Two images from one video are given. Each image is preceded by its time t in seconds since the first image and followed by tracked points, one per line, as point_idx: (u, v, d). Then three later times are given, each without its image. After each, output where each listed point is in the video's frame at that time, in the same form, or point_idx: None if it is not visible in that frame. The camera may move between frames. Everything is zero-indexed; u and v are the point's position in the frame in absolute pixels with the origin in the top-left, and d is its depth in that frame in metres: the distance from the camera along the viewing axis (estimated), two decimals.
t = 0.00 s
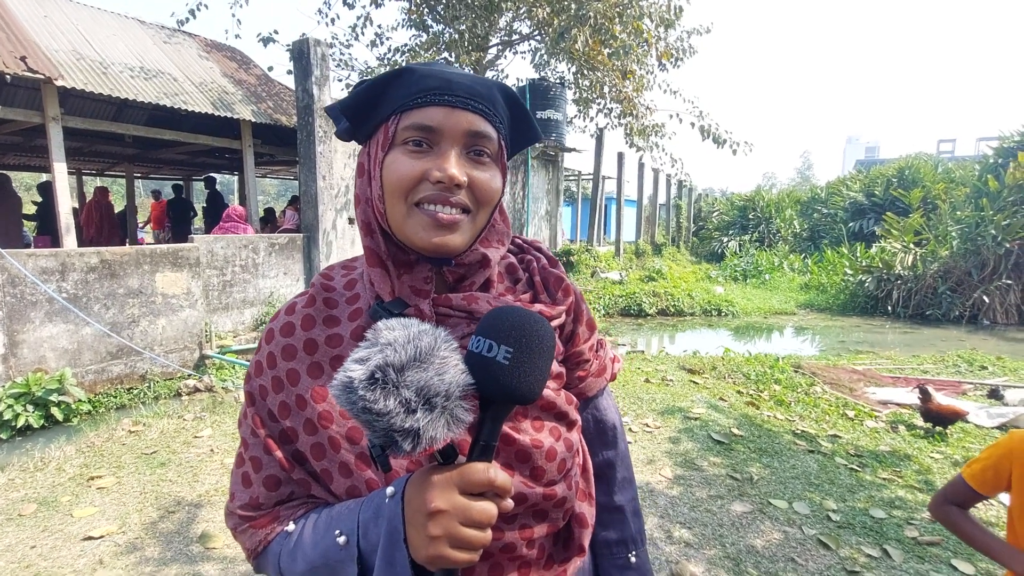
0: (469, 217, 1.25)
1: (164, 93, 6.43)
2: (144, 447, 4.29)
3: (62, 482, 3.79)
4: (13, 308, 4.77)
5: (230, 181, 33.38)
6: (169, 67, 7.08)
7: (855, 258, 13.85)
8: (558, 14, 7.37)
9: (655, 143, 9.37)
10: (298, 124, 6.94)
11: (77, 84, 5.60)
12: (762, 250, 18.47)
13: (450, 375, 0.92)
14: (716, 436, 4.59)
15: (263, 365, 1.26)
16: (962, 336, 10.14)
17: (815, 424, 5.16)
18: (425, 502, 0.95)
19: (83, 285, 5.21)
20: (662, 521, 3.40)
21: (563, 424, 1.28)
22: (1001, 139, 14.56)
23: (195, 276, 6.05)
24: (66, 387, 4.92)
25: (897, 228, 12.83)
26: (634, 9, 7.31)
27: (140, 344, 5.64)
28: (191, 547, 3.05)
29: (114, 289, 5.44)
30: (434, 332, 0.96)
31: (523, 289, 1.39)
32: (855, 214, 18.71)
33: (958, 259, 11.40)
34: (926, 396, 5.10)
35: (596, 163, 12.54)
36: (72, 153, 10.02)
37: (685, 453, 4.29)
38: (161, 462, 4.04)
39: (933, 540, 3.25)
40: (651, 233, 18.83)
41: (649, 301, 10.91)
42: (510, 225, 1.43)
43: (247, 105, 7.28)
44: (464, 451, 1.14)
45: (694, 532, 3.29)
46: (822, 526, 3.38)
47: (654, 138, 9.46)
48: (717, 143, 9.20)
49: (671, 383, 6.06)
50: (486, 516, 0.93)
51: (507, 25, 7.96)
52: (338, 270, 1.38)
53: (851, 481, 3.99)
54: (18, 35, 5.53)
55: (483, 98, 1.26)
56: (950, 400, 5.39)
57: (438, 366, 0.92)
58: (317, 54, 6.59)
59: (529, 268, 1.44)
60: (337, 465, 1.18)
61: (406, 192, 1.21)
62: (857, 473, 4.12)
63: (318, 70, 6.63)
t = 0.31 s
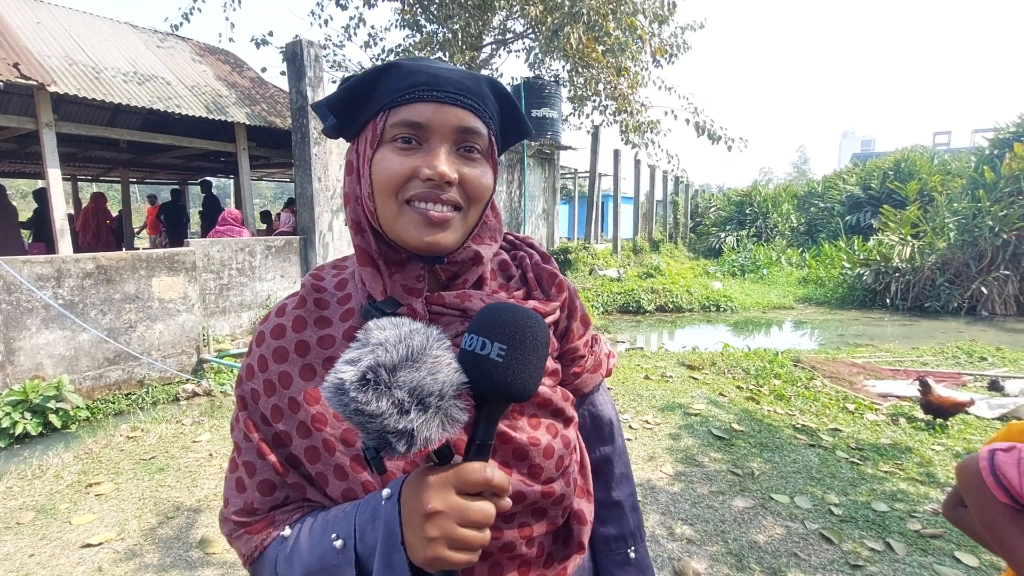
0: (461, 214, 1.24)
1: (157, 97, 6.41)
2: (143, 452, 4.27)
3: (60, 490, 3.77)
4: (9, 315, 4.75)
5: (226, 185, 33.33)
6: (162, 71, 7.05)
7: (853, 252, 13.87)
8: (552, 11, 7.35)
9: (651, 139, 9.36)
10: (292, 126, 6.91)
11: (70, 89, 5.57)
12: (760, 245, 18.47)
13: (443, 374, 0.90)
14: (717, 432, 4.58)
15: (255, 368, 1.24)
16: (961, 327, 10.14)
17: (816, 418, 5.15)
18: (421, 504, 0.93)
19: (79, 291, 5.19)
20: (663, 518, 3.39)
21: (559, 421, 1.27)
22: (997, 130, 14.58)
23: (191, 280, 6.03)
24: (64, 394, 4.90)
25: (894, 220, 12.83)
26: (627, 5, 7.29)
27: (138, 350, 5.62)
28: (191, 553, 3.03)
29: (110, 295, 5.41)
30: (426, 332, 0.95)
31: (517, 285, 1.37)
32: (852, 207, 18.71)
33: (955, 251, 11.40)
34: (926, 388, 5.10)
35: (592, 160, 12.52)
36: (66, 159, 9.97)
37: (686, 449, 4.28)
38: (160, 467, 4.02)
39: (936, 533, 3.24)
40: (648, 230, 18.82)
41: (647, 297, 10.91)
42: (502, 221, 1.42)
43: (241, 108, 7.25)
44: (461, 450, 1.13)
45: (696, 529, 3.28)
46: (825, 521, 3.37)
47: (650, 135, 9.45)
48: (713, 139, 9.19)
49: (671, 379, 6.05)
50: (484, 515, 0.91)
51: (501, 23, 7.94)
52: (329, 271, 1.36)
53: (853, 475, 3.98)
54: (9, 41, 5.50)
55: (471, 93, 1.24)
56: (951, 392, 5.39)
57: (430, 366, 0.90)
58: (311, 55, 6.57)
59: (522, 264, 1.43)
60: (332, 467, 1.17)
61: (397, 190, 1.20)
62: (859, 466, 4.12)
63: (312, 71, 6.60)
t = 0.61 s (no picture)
0: (476, 218, 1.24)
1: (163, 86, 6.40)
2: (140, 441, 4.27)
3: (56, 476, 3.77)
4: (9, 301, 4.75)
5: (229, 176, 33.34)
6: (169, 60, 7.04)
7: (853, 261, 13.88)
8: (560, 11, 7.34)
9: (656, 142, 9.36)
10: (297, 119, 6.91)
11: (76, 76, 5.56)
12: (760, 251, 18.47)
13: (460, 379, 0.91)
14: (713, 437, 4.58)
15: (266, 364, 1.24)
16: (959, 339, 10.15)
17: (812, 426, 5.16)
18: (433, 505, 0.94)
19: (79, 278, 5.19)
20: (658, 522, 3.39)
21: (564, 424, 1.27)
22: (1001, 143, 14.58)
23: (192, 270, 6.02)
24: (62, 380, 4.90)
25: (895, 231, 12.83)
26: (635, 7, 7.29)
27: (137, 338, 5.62)
28: (186, 543, 3.03)
29: (111, 283, 5.41)
30: (443, 336, 0.95)
31: (526, 289, 1.38)
32: (854, 216, 18.71)
33: (956, 263, 11.41)
34: (922, 399, 5.11)
35: (596, 162, 12.52)
36: (70, 145, 9.95)
37: (682, 453, 4.28)
38: (156, 457, 4.02)
39: (929, 544, 3.25)
40: (649, 232, 18.82)
41: (647, 300, 10.91)
42: (512, 225, 1.42)
43: (246, 99, 7.24)
44: (470, 451, 1.14)
45: (691, 533, 3.29)
46: (819, 528, 3.38)
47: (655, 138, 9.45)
48: (717, 144, 9.20)
49: (669, 383, 6.05)
50: (495, 517, 0.92)
51: (509, 22, 7.93)
52: (341, 269, 1.36)
53: (848, 484, 3.99)
54: (17, 26, 5.49)
55: (491, 99, 1.24)
56: (947, 404, 5.40)
57: (448, 371, 0.91)
58: (318, 49, 6.56)
59: (531, 268, 1.44)
60: (341, 465, 1.18)
61: (414, 192, 1.20)
62: (854, 475, 4.12)
63: (318, 65, 6.60)
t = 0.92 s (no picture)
0: (480, 213, 1.24)
1: (167, 75, 6.38)
2: (134, 430, 4.26)
3: (49, 463, 3.75)
4: (6, 286, 4.73)
5: (229, 167, 33.28)
6: (173, 49, 7.02)
7: (852, 269, 13.90)
8: (566, 11, 7.33)
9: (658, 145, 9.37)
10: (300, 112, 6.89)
11: (79, 62, 5.54)
12: (759, 257, 18.50)
13: (460, 373, 0.90)
14: (708, 440, 4.58)
15: (268, 353, 1.24)
16: (955, 349, 10.17)
17: (807, 432, 5.16)
18: (430, 497, 0.94)
19: (77, 265, 5.17)
20: (651, 523, 3.39)
21: (564, 421, 1.26)
22: (1002, 155, 14.60)
23: (191, 260, 6.00)
24: (58, 367, 4.88)
25: (895, 239, 12.85)
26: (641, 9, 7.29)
27: (134, 327, 5.61)
28: (178, 533, 3.02)
29: (109, 271, 5.39)
30: (444, 330, 0.94)
31: (530, 285, 1.37)
32: (853, 224, 18.73)
33: (954, 273, 11.43)
34: (917, 408, 5.12)
35: (597, 163, 12.51)
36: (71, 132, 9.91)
37: (676, 456, 4.28)
38: (150, 446, 4.01)
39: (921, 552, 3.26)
40: (649, 235, 18.81)
41: (645, 303, 10.91)
42: (518, 220, 1.42)
43: (250, 91, 7.22)
44: (469, 445, 1.14)
45: (684, 536, 3.29)
46: (811, 534, 3.39)
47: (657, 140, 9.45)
48: (719, 148, 9.20)
49: (665, 386, 6.05)
50: (491, 512, 0.91)
51: (514, 20, 7.92)
52: (345, 259, 1.36)
53: (841, 490, 4.00)
54: (21, 11, 5.47)
55: (498, 94, 1.24)
56: (942, 413, 5.40)
57: (448, 365, 0.90)
58: (322, 42, 6.55)
59: (535, 264, 1.43)
60: (340, 455, 1.17)
61: (419, 186, 1.19)
62: (847, 482, 4.13)
63: (322, 58, 6.58)
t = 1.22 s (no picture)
0: (477, 211, 1.23)
1: (162, 75, 6.36)
2: (132, 431, 4.25)
3: (46, 465, 3.75)
4: (2, 287, 4.72)
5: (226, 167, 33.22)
6: (168, 49, 7.00)
7: (849, 267, 13.92)
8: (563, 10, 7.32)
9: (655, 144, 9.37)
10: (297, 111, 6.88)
11: (75, 62, 5.53)
12: (757, 255, 18.54)
13: (454, 372, 0.90)
14: (706, 438, 4.59)
15: (266, 351, 1.24)
16: (952, 347, 10.19)
17: (805, 430, 5.17)
18: (424, 495, 0.93)
19: (74, 266, 5.16)
20: (649, 522, 3.39)
21: (561, 420, 1.27)
22: (999, 153, 14.62)
23: (188, 261, 5.99)
24: (54, 368, 4.87)
25: (892, 237, 12.87)
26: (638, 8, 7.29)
27: (131, 328, 5.60)
28: (176, 534, 3.02)
29: (105, 272, 5.38)
30: (439, 329, 0.94)
31: (528, 284, 1.37)
32: (851, 222, 18.76)
33: (951, 271, 11.45)
34: (914, 406, 5.13)
35: (595, 162, 12.51)
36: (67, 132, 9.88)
37: (674, 454, 4.29)
38: (147, 447, 4.00)
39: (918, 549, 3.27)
40: (647, 234, 18.82)
41: (643, 301, 10.92)
42: (516, 219, 1.42)
43: (246, 90, 7.20)
44: (465, 444, 1.14)
45: (682, 534, 3.29)
46: (809, 532, 3.39)
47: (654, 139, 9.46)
48: (717, 146, 9.21)
49: (663, 384, 6.06)
50: (485, 510, 0.91)
51: (511, 19, 7.91)
52: (344, 258, 1.35)
53: (839, 488, 4.01)
54: (15, 11, 5.45)
55: (494, 91, 1.24)
56: (940, 411, 5.41)
57: (442, 363, 0.90)
58: (319, 41, 6.54)
59: (534, 263, 1.43)
60: (337, 453, 1.17)
61: (415, 183, 1.19)
62: (845, 479, 4.14)
63: (319, 57, 6.57)
